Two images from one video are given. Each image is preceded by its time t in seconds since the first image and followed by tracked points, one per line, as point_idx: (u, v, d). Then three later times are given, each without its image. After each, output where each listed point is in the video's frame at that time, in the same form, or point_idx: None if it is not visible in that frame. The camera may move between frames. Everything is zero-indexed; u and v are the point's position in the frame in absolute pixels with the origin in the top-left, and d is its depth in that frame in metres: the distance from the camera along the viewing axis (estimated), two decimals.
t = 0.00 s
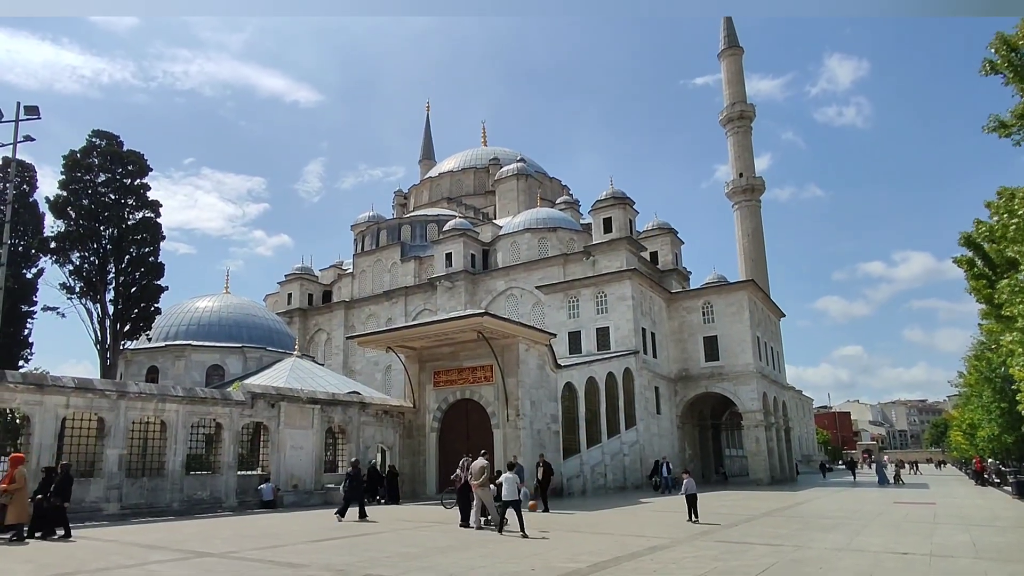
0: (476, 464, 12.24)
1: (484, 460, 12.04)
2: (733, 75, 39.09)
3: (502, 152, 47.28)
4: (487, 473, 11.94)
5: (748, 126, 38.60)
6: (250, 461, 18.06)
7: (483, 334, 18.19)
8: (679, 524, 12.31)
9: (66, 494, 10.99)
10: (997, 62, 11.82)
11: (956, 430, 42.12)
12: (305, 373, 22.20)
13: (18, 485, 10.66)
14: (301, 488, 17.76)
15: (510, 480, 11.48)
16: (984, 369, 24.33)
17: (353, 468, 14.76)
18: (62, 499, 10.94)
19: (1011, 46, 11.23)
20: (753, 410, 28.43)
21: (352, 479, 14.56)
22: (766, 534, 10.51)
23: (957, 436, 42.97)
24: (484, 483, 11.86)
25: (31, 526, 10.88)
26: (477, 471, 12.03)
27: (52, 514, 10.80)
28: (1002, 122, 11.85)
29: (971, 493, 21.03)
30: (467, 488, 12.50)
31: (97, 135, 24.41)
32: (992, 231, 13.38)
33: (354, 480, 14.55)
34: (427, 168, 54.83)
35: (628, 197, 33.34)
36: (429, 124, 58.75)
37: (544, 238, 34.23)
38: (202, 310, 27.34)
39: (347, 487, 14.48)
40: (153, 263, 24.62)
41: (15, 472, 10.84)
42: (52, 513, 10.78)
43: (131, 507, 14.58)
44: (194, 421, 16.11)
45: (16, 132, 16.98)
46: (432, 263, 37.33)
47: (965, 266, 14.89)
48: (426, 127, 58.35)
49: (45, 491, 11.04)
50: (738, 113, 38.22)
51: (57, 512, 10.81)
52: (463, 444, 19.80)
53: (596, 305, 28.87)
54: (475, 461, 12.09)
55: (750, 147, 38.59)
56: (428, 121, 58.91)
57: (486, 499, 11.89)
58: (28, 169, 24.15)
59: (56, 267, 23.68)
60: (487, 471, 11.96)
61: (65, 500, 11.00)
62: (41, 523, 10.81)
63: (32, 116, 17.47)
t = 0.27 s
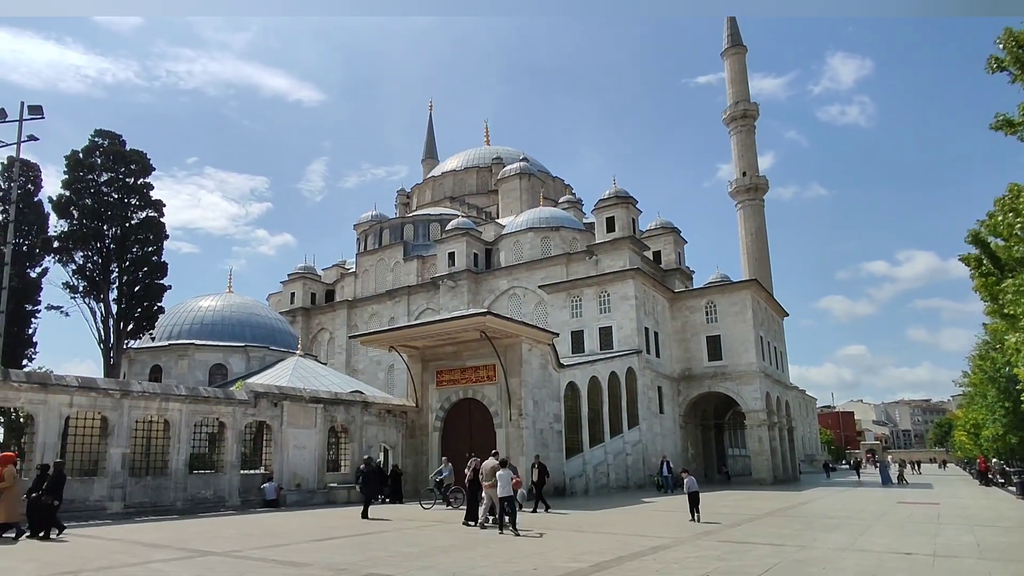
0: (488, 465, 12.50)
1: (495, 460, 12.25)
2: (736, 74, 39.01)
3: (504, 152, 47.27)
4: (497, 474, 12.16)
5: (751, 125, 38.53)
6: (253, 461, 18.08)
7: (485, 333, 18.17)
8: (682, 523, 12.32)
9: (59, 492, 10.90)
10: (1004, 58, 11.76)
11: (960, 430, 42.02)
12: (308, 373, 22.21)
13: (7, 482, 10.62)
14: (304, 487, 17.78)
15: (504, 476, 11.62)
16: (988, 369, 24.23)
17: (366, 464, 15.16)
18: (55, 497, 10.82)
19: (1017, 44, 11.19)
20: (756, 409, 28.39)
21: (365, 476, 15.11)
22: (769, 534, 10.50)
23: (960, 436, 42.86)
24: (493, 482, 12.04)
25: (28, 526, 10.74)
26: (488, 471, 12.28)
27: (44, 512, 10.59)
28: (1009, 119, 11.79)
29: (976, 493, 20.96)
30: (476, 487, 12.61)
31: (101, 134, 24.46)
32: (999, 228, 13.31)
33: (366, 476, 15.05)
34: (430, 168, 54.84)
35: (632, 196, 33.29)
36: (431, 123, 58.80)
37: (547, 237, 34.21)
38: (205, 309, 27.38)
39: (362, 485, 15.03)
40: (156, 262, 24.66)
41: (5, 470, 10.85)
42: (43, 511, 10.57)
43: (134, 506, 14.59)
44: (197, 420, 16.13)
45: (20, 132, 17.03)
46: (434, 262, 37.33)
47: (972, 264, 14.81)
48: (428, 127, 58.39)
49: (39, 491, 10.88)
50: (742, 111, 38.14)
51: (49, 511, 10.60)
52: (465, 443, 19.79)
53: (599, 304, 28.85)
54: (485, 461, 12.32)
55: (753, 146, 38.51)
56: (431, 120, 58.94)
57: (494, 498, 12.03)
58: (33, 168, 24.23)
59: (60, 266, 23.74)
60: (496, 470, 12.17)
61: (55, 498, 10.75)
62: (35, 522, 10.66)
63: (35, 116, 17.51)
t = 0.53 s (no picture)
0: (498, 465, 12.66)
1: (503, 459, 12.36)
2: (741, 74, 38.93)
3: (509, 152, 47.28)
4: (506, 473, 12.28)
5: (756, 125, 38.43)
6: (258, 460, 18.11)
7: (489, 333, 18.17)
8: (686, 524, 12.30)
9: (52, 491, 10.81)
10: (1009, 59, 11.68)
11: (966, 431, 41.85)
12: (312, 372, 22.25)
13: None
14: (308, 487, 17.80)
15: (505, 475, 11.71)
16: (995, 370, 23.86)
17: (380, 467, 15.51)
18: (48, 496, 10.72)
19: (1021, 45, 11.11)
20: (761, 410, 28.32)
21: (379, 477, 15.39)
22: (773, 534, 10.47)
23: (967, 437, 42.68)
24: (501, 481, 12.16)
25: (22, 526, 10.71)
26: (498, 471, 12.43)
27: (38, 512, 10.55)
28: (1014, 120, 11.72)
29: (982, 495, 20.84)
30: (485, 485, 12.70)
31: (106, 135, 24.56)
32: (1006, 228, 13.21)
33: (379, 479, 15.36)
34: (434, 168, 54.88)
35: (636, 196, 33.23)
36: (436, 123, 58.82)
37: (551, 237, 34.19)
38: (210, 309, 27.45)
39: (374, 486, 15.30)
40: (162, 262, 24.74)
41: None
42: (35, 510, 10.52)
43: (139, 505, 14.62)
44: (202, 420, 16.17)
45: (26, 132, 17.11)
46: (439, 262, 37.35)
47: (980, 265, 14.67)
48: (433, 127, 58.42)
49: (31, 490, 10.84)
50: (747, 111, 38.05)
51: (43, 511, 10.55)
52: (469, 443, 19.79)
53: (603, 305, 28.81)
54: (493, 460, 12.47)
55: (758, 145, 38.41)
56: (435, 121, 58.98)
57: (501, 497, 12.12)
58: (39, 168, 24.35)
59: (66, 266, 23.84)
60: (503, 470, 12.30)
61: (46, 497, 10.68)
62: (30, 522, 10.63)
63: (41, 117, 17.59)
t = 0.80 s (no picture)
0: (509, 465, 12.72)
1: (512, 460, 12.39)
2: (748, 73, 38.81)
3: (514, 152, 47.27)
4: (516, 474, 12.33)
5: (763, 124, 38.31)
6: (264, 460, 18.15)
7: (494, 333, 18.16)
8: (691, 524, 12.28)
9: (47, 491, 10.87)
10: (1013, 61, 11.60)
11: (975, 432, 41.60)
12: (317, 373, 22.28)
13: None
14: (314, 486, 17.84)
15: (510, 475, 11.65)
16: (1005, 371, 23.49)
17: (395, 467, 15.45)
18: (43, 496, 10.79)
19: None
20: (767, 411, 28.21)
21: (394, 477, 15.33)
22: (778, 535, 10.43)
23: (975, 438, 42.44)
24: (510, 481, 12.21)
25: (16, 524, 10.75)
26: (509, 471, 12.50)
27: (31, 512, 10.58)
28: (1020, 122, 11.62)
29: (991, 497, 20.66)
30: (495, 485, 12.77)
31: (114, 136, 24.67)
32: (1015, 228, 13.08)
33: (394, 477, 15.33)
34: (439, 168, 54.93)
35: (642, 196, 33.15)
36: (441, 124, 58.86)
37: (556, 238, 34.16)
38: (216, 309, 27.54)
39: (389, 485, 15.21)
40: (168, 263, 24.83)
41: None
42: (28, 510, 10.56)
43: (146, 504, 14.68)
44: (208, 419, 16.22)
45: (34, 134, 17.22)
46: (444, 262, 37.36)
47: (990, 265, 14.52)
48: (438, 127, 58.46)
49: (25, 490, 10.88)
50: (753, 111, 37.92)
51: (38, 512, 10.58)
52: (474, 443, 19.79)
53: (609, 305, 28.76)
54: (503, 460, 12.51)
55: (765, 145, 38.27)
56: (440, 121, 59.03)
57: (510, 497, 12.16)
58: (47, 169, 24.49)
59: (74, 267, 23.96)
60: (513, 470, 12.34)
61: (41, 496, 10.74)
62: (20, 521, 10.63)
63: (49, 118, 17.70)
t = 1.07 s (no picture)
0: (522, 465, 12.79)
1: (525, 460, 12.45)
2: (757, 71, 38.59)
3: (522, 151, 47.22)
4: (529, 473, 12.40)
5: (772, 122, 38.08)
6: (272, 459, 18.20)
7: (501, 333, 18.13)
8: (699, 524, 12.22)
9: (45, 489, 10.83)
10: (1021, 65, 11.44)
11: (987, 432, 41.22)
12: (325, 372, 22.33)
13: None
14: (321, 485, 17.87)
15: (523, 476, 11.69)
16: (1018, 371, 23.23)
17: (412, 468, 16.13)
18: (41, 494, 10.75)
19: None
20: (776, 410, 28.06)
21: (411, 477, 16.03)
22: (786, 536, 10.35)
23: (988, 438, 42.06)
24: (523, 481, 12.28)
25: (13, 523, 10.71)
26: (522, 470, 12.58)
27: (31, 510, 10.54)
28: None
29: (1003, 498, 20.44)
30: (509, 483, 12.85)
31: (123, 136, 24.80)
32: None
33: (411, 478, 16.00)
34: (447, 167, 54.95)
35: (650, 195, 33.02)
36: (448, 123, 58.88)
37: (564, 237, 34.09)
38: (225, 309, 27.65)
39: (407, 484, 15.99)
40: (177, 262, 24.94)
41: None
42: (28, 509, 10.52)
43: (155, 502, 14.76)
44: (216, 418, 16.27)
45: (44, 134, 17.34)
46: (451, 262, 37.37)
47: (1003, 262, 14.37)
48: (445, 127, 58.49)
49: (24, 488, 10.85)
50: (763, 109, 37.68)
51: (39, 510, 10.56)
52: (481, 443, 19.77)
53: (616, 304, 28.67)
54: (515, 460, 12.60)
55: (774, 143, 38.05)
56: (448, 120, 59.05)
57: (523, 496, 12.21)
58: (58, 169, 24.67)
59: (84, 266, 24.12)
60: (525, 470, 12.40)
61: (42, 495, 10.72)
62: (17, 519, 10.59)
63: (59, 119, 17.82)
